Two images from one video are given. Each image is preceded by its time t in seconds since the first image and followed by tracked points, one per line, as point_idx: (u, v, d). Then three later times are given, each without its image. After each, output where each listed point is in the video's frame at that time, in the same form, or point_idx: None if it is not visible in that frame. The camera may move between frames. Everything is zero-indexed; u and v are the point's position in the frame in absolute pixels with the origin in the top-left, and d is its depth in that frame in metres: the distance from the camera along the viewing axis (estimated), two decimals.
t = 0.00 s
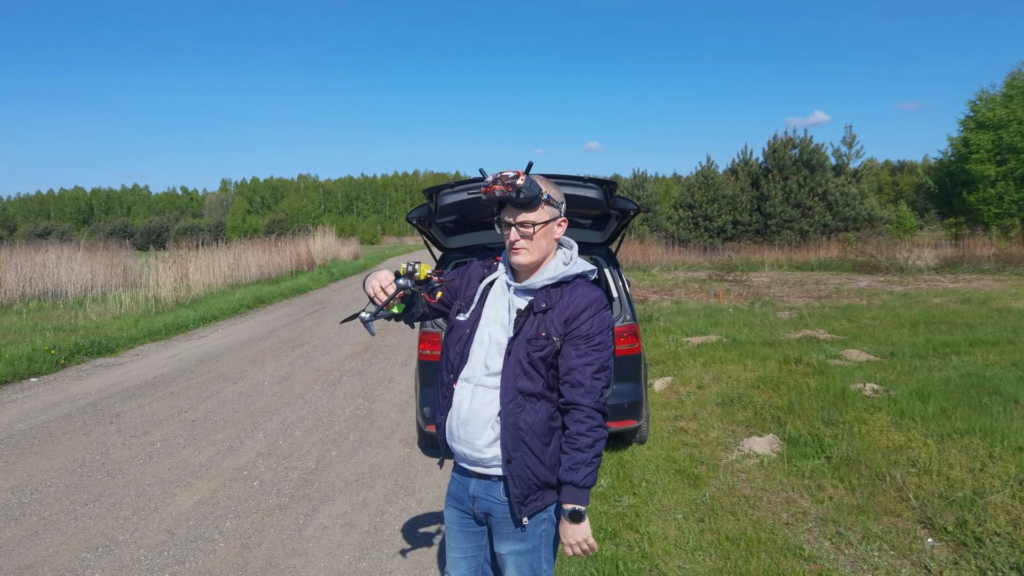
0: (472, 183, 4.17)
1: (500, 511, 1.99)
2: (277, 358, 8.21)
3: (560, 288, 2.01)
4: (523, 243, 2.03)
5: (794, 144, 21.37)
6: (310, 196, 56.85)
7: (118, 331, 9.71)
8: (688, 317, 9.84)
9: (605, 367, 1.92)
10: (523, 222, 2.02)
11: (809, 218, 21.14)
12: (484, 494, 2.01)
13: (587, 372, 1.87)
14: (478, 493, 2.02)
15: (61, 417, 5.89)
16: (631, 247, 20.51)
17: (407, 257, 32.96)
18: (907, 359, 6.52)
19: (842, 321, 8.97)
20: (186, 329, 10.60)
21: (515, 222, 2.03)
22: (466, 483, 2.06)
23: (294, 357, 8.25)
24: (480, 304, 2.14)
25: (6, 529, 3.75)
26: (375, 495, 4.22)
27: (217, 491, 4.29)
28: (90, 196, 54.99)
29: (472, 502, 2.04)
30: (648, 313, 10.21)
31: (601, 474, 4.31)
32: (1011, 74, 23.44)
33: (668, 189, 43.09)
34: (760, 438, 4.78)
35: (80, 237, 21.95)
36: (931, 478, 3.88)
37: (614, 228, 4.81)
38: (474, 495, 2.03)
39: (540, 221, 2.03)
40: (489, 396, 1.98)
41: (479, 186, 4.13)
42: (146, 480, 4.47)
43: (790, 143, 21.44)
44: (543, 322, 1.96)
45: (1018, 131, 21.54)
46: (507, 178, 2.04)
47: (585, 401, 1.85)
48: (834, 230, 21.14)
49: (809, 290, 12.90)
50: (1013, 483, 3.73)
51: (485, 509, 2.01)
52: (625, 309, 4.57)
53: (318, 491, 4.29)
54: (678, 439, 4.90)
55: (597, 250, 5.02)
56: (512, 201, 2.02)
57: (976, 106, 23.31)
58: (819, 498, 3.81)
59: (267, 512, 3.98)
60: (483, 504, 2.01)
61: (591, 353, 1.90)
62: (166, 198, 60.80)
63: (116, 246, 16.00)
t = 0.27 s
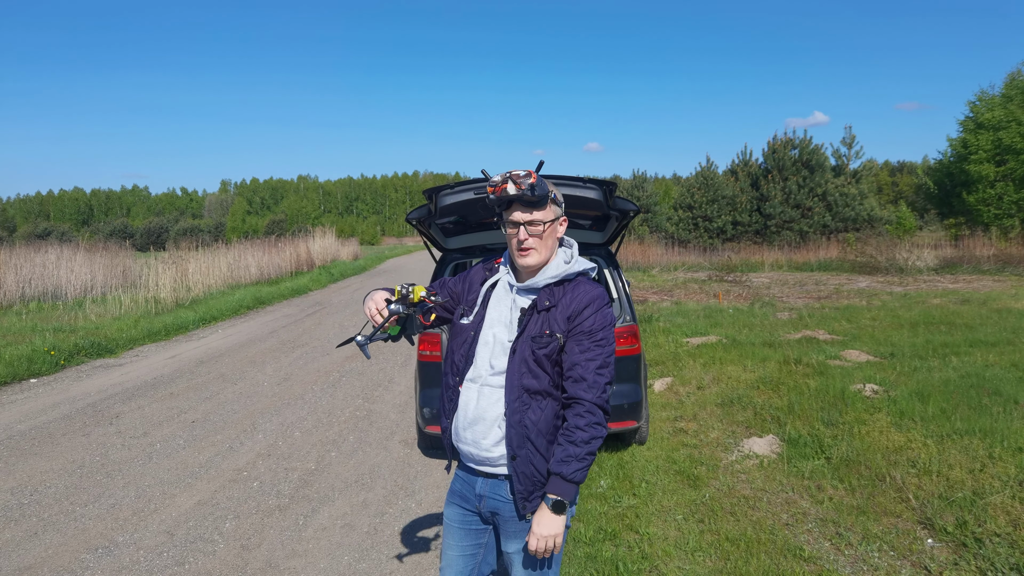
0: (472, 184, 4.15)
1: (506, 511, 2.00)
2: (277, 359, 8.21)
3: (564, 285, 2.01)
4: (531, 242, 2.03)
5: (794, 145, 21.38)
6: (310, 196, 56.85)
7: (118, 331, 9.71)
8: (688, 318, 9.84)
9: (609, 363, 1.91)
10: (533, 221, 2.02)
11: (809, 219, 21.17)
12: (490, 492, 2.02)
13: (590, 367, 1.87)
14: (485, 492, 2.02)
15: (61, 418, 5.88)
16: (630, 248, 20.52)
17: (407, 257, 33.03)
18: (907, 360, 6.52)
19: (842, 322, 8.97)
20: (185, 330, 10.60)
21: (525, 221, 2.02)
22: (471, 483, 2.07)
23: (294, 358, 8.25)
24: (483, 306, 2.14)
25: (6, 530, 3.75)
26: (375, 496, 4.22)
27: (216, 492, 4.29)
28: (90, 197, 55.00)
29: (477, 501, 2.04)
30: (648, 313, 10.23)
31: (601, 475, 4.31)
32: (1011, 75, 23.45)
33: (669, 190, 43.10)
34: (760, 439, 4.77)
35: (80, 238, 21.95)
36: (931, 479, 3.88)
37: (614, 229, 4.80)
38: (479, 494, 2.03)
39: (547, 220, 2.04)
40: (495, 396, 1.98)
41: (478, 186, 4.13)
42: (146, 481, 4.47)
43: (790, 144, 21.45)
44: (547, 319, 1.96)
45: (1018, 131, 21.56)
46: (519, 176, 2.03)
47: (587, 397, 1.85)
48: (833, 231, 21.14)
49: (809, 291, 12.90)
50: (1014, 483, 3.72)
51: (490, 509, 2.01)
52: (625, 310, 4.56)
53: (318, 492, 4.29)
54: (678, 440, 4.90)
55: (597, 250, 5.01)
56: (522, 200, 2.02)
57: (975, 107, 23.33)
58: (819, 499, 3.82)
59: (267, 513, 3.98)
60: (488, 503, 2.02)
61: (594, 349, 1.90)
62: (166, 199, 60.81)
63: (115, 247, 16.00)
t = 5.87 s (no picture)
0: (469, 188, 4.15)
1: (482, 522, 2.05)
2: (273, 363, 8.20)
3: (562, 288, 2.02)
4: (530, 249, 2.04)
5: (790, 149, 21.49)
6: (307, 200, 56.83)
7: (114, 335, 9.69)
8: (685, 322, 9.85)
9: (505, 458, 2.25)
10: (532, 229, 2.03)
11: (805, 223, 21.28)
12: (471, 504, 2.08)
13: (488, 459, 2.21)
14: (466, 503, 2.09)
15: (56, 421, 5.86)
16: (627, 252, 20.56)
17: (404, 261, 33.02)
18: (902, 364, 6.55)
19: (838, 325, 8.99)
20: (182, 333, 10.58)
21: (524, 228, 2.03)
22: (451, 492, 2.12)
23: (291, 362, 8.24)
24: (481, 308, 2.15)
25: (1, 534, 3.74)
26: (370, 500, 4.21)
27: (212, 496, 4.28)
28: (86, 201, 54.93)
29: (456, 512, 2.09)
30: (645, 317, 10.24)
31: (598, 479, 4.32)
32: (1005, 80, 23.59)
33: (665, 194, 43.21)
34: (757, 442, 4.78)
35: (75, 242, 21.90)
36: (927, 482, 3.89)
37: (611, 233, 4.81)
38: (460, 505, 2.09)
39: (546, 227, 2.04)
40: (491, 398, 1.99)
41: (473, 191, 4.16)
42: (142, 485, 4.46)
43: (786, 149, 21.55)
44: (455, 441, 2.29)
45: (1012, 135, 21.67)
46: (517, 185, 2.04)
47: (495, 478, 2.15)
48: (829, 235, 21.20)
49: (805, 295, 12.94)
50: (1009, 487, 3.73)
51: (466, 523, 2.06)
52: (622, 313, 4.56)
53: (314, 496, 4.28)
54: (675, 443, 4.91)
55: (594, 254, 5.01)
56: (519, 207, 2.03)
57: (970, 112, 23.46)
58: (815, 503, 3.82)
59: (263, 517, 3.98)
60: (467, 515, 2.07)
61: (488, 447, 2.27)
62: (162, 203, 60.73)
63: (111, 250, 15.97)
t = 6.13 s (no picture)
0: (469, 188, 4.15)
1: (479, 519, 2.05)
2: (274, 363, 8.19)
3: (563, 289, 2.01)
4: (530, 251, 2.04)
5: (790, 149, 21.49)
6: (307, 200, 56.85)
7: (114, 335, 9.69)
8: (685, 322, 9.85)
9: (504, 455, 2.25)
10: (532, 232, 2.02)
11: (805, 223, 21.29)
12: (467, 501, 2.08)
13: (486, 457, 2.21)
14: (462, 500, 2.08)
15: (56, 422, 5.86)
16: (627, 252, 20.56)
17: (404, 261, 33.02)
18: (902, 364, 6.54)
19: (838, 326, 8.99)
20: (182, 333, 10.58)
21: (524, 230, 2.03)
22: (447, 490, 2.12)
23: (291, 362, 8.24)
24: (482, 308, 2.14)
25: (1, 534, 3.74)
26: (370, 500, 4.21)
27: (213, 496, 4.28)
28: (87, 202, 54.96)
29: (452, 510, 2.09)
30: (645, 317, 10.24)
31: (598, 479, 4.32)
32: (1005, 80, 23.60)
33: (665, 195, 43.21)
34: (757, 442, 4.78)
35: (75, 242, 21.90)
36: (927, 482, 3.89)
37: (611, 233, 4.81)
38: (456, 502, 2.09)
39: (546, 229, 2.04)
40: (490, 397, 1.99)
41: (473, 191, 4.16)
42: (142, 485, 4.46)
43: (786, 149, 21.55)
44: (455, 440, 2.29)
45: (1013, 135, 21.66)
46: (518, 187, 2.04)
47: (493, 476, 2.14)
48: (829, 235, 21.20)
49: (805, 295, 12.93)
50: (1009, 487, 3.73)
51: (463, 520, 2.06)
52: (623, 313, 4.56)
53: (314, 496, 4.28)
54: (675, 443, 4.91)
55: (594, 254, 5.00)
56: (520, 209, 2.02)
57: (970, 112, 23.46)
58: (815, 503, 3.82)
59: (263, 517, 3.98)
60: (464, 512, 2.07)
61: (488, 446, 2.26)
62: (162, 203, 60.77)
63: (111, 250, 15.98)
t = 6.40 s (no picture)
0: (469, 188, 4.14)
1: (480, 514, 2.06)
2: (274, 363, 8.20)
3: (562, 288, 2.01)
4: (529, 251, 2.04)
5: (790, 149, 21.49)
6: (307, 201, 56.85)
7: (114, 335, 9.68)
8: (685, 322, 9.84)
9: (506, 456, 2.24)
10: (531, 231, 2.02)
11: (805, 223, 21.31)
12: (468, 497, 2.08)
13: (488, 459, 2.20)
14: (464, 496, 2.08)
15: (56, 422, 5.86)
16: (627, 252, 20.57)
17: (404, 261, 33.00)
18: (903, 364, 6.55)
19: (838, 326, 8.99)
20: (182, 334, 10.58)
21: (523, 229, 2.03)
22: (448, 486, 2.12)
23: (291, 362, 8.24)
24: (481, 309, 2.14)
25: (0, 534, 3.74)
26: (370, 500, 4.21)
27: (213, 496, 4.28)
28: (87, 202, 55.01)
29: (453, 506, 2.09)
30: (645, 317, 10.24)
31: (598, 479, 4.32)
32: (1005, 80, 23.60)
33: (665, 195, 43.19)
34: (756, 442, 4.78)
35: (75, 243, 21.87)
36: (927, 482, 3.89)
37: (611, 232, 4.81)
38: (457, 498, 2.09)
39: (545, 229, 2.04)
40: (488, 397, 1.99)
41: (473, 191, 4.16)
42: (142, 485, 4.45)
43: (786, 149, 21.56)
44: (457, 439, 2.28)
45: (1013, 136, 21.66)
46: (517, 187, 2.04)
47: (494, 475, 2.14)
48: (829, 235, 21.21)
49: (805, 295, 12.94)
50: (1008, 487, 3.73)
51: (464, 516, 2.06)
52: (623, 313, 4.55)
53: (314, 496, 4.28)
54: (675, 443, 4.91)
55: (594, 254, 5.00)
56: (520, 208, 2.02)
57: (970, 112, 23.47)
58: (816, 503, 3.82)
59: (263, 517, 3.98)
60: (465, 507, 2.07)
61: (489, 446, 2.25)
62: (162, 204, 60.79)
63: (111, 250, 15.98)
